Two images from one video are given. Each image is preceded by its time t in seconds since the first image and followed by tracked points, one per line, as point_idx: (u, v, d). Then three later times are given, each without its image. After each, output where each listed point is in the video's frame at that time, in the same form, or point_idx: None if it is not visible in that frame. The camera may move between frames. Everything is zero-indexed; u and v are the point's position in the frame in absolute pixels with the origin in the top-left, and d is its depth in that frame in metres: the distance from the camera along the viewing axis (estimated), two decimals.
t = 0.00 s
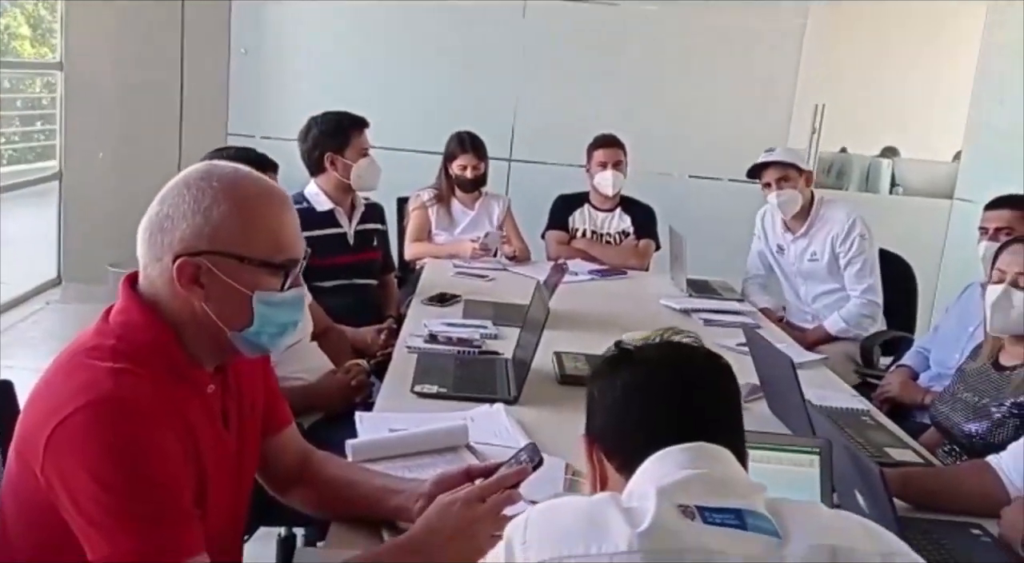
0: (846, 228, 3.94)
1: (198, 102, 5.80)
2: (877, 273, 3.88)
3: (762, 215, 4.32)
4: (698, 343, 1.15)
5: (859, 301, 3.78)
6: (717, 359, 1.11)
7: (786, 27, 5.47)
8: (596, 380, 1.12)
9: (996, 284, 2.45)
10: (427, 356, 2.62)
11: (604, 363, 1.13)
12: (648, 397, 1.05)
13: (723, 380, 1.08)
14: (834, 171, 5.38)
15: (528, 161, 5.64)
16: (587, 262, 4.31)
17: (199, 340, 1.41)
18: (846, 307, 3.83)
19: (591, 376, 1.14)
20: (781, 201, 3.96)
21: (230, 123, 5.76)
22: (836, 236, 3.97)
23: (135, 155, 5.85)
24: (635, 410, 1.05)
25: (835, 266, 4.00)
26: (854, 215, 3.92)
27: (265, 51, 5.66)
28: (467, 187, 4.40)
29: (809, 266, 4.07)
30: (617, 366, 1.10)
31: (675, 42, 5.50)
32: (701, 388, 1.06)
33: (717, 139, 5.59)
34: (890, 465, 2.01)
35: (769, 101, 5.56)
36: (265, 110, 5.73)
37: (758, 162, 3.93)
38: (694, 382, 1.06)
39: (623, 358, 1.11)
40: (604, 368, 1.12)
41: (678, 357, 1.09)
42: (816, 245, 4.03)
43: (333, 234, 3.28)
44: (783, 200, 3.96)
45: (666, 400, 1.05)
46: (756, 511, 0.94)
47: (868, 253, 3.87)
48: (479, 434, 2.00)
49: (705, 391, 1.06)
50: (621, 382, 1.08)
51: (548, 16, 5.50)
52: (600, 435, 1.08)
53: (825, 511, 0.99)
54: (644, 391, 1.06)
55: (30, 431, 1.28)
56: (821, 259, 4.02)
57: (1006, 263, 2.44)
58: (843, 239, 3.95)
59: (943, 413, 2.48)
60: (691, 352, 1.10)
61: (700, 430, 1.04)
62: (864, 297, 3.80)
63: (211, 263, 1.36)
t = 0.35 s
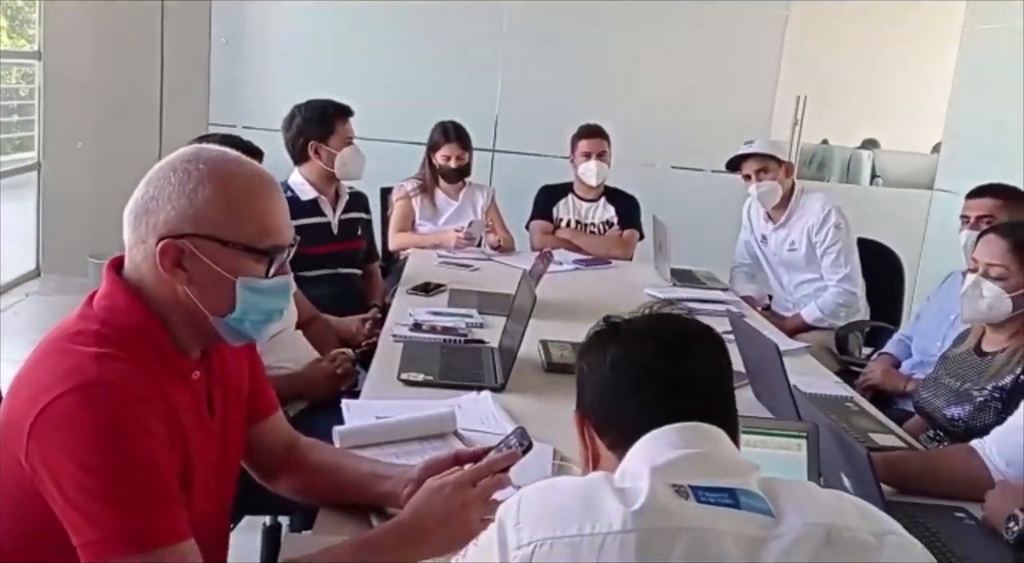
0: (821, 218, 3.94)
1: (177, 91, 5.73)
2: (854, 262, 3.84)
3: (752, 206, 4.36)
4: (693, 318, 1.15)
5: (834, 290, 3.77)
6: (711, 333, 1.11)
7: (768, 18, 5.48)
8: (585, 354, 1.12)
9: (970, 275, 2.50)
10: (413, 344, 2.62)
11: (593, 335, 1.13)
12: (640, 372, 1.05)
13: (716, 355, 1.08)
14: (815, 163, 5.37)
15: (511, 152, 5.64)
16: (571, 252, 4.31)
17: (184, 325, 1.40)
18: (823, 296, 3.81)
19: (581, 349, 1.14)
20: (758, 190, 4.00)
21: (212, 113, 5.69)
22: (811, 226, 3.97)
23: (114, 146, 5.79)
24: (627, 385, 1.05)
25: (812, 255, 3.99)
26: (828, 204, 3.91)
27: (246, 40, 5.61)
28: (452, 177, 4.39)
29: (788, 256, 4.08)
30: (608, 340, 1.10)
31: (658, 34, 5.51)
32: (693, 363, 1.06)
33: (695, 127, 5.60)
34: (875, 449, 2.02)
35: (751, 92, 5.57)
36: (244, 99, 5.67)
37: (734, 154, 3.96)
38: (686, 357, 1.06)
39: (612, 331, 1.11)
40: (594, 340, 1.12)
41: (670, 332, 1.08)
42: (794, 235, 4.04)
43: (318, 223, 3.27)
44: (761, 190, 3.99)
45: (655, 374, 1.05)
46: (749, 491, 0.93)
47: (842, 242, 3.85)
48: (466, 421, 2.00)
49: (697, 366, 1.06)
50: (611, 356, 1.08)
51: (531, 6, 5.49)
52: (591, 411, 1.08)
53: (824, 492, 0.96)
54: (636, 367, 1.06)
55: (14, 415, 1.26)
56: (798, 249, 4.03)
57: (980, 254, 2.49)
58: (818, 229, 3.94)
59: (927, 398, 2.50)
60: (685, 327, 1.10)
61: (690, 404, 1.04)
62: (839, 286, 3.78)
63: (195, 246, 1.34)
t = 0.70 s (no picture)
0: (808, 209, 3.96)
1: (152, 82, 5.66)
2: (838, 255, 3.87)
3: (738, 196, 4.36)
4: (680, 282, 1.07)
5: (817, 283, 3.80)
6: (699, 304, 1.04)
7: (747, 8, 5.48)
8: (562, 332, 1.05)
9: (950, 262, 2.50)
10: (393, 335, 2.60)
11: (569, 310, 1.05)
12: (620, 359, 1.00)
13: (703, 331, 1.01)
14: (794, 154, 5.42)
15: (491, 144, 5.62)
16: (551, 243, 4.30)
17: (158, 315, 1.37)
18: (805, 288, 3.85)
19: (558, 323, 1.07)
20: (748, 180, 4.00)
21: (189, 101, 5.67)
22: (798, 217, 3.99)
23: (89, 138, 5.70)
24: (608, 372, 1.00)
25: (797, 246, 4.02)
26: (817, 196, 3.93)
27: (222, 30, 5.58)
28: (432, 168, 4.36)
29: (774, 246, 4.10)
30: (586, 317, 1.03)
31: (636, 25, 5.51)
32: (677, 345, 0.99)
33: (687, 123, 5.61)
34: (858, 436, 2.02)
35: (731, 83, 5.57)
36: (224, 92, 5.65)
37: (726, 142, 3.95)
38: (670, 339, 0.99)
39: (589, 308, 1.03)
40: (570, 319, 1.04)
41: (652, 309, 1.01)
42: (781, 226, 4.06)
43: (295, 214, 3.24)
44: (751, 179, 3.99)
45: (636, 361, 0.99)
46: (737, 476, 0.91)
47: (828, 234, 3.87)
48: (449, 411, 1.98)
49: (683, 343, 0.99)
50: (590, 339, 1.01)
51: None
52: (573, 394, 1.03)
53: (812, 476, 0.94)
54: (615, 354, 1.00)
55: None
56: (784, 240, 4.05)
57: (959, 240, 2.49)
58: (805, 220, 3.97)
59: (907, 386, 2.51)
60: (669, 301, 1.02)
61: (676, 391, 0.98)
62: (822, 279, 3.81)
63: (164, 231, 1.32)
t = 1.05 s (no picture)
0: (803, 202, 3.96)
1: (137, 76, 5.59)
2: (830, 248, 3.85)
3: (732, 191, 4.38)
4: (678, 256, 1.05)
5: (807, 275, 3.80)
6: (696, 284, 1.02)
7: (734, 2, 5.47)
8: (557, 315, 1.05)
9: (934, 253, 2.50)
10: (382, 329, 2.59)
11: (564, 293, 1.04)
12: (613, 349, 1.00)
13: (700, 318, 1.01)
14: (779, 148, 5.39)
15: (478, 138, 5.61)
16: (539, 236, 4.30)
17: (144, 307, 1.36)
18: (795, 280, 3.86)
19: (553, 304, 1.06)
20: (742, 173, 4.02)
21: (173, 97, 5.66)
22: (793, 210, 4.00)
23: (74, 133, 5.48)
24: (601, 361, 1.00)
25: (791, 239, 4.02)
26: (812, 189, 3.93)
27: (207, 25, 5.58)
28: (418, 161, 4.34)
29: (768, 239, 4.11)
30: (580, 302, 1.02)
31: (623, 18, 5.50)
32: (671, 334, 0.99)
33: (675, 116, 5.60)
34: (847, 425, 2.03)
35: (719, 75, 5.55)
36: (208, 85, 5.66)
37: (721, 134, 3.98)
38: (663, 328, 0.99)
39: (583, 293, 1.02)
40: (564, 303, 1.04)
41: (646, 296, 1.00)
42: (776, 218, 4.07)
43: (282, 208, 3.22)
44: (746, 172, 4.02)
45: (629, 352, 0.99)
46: (732, 465, 0.91)
47: (821, 227, 3.86)
48: (437, 403, 1.98)
49: (682, 331, 0.99)
50: (584, 325, 1.01)
51: None
52: (569, 379, 1.04)
53: (806, 464, 0.94)
54: (609, 344, 1.00)
55: None
56: (778, 233, 4.06)
57: (943, 230, 2.49)
58: (800, 212, 3.97)
59: (893, 376, 2.52)
60: (664, 286, 1.00)
61: (670, 380, 0.99)
62: (812, 271, 3.81)
63: (154, 223, 1.31)
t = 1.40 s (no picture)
0: (806, 197, 3.96)
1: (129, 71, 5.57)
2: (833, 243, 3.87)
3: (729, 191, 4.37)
4: (679, 245, 1.06)
5: (809, 269, 3.82)
6: (697, 272, 1.02)
7: None
8: (559, 303, 1.05)
9: (925, 247, 2.50)
10: (378, 322, 2.59)
11: (566, 280, 1.05)
12: (615, 335, 1.00)
13: (701, 305, 1.01)
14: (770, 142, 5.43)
15: (471, 133, 5.62)
16: (532, 230, 4.30)
17: (145, 298, 1.36)
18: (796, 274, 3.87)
19: (555, 292, 1.07)
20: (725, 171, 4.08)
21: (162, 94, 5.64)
22: (795, 204, 4.00)
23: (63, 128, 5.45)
24: (603, 347, 1.00)
25: (793, 233, 4.04)
26: (816, 184, 3.94)
27: (198, 24, 5.59)
28: (411, 156, 4.34)
29: (770, 233, 4.12)
30: (581, 289, 1.02)
31: (616, 13, 5.51)
32: (673, 320, 1.00)
33: (667, 111, 5.63)
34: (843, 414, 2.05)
35: (709, 70, 5.58)
36: (198, 82, 5.67)
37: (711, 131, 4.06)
38: (665, 313, 1.00)
39: (584, 280, 1.02)
40: (567, 290, 1.04)
41: (647, 283, 1.00)
42: (778, 212, 4.08)
43: (276, 203, 3.21)
44: (729, 171, 4.07)
45: (630, 338, 0.99)
46: (735, 449, 0.92)
47: (825, 222, 3.87)
48: (436, 396, 1.98)
49: (684, 319, 1.00)
50: (586, 313, 1.01)
51: None
52: (571, 366, 1.04)
53: (808, 450, 0.95)
54: (610, 330, 1.00)
55: None
56: (780, 227, 4.07)
57: (934, 224, 2.50)
58: (802, 207, 3.97)
59: (888, 368, 2.54)
60: (665, 273, 1.01)
61: (672, 366, 0.99)
62: (815, 266, 3.82)
63: (159, 214, 1.31)
